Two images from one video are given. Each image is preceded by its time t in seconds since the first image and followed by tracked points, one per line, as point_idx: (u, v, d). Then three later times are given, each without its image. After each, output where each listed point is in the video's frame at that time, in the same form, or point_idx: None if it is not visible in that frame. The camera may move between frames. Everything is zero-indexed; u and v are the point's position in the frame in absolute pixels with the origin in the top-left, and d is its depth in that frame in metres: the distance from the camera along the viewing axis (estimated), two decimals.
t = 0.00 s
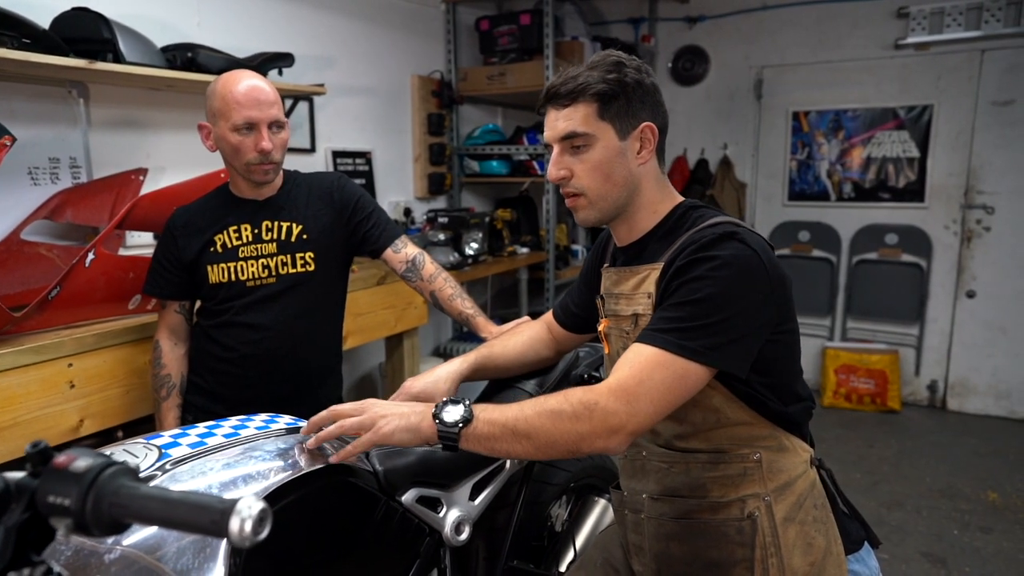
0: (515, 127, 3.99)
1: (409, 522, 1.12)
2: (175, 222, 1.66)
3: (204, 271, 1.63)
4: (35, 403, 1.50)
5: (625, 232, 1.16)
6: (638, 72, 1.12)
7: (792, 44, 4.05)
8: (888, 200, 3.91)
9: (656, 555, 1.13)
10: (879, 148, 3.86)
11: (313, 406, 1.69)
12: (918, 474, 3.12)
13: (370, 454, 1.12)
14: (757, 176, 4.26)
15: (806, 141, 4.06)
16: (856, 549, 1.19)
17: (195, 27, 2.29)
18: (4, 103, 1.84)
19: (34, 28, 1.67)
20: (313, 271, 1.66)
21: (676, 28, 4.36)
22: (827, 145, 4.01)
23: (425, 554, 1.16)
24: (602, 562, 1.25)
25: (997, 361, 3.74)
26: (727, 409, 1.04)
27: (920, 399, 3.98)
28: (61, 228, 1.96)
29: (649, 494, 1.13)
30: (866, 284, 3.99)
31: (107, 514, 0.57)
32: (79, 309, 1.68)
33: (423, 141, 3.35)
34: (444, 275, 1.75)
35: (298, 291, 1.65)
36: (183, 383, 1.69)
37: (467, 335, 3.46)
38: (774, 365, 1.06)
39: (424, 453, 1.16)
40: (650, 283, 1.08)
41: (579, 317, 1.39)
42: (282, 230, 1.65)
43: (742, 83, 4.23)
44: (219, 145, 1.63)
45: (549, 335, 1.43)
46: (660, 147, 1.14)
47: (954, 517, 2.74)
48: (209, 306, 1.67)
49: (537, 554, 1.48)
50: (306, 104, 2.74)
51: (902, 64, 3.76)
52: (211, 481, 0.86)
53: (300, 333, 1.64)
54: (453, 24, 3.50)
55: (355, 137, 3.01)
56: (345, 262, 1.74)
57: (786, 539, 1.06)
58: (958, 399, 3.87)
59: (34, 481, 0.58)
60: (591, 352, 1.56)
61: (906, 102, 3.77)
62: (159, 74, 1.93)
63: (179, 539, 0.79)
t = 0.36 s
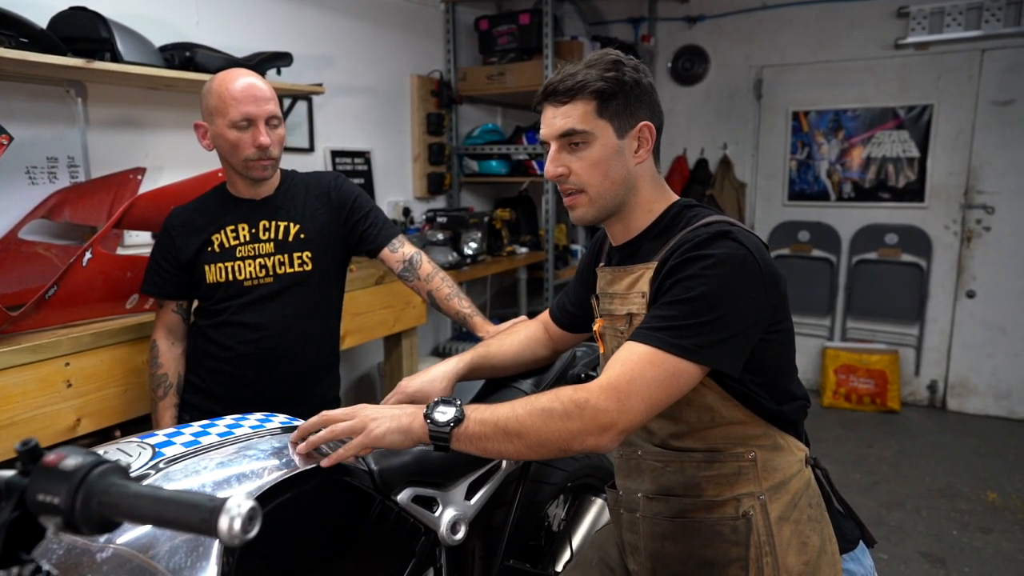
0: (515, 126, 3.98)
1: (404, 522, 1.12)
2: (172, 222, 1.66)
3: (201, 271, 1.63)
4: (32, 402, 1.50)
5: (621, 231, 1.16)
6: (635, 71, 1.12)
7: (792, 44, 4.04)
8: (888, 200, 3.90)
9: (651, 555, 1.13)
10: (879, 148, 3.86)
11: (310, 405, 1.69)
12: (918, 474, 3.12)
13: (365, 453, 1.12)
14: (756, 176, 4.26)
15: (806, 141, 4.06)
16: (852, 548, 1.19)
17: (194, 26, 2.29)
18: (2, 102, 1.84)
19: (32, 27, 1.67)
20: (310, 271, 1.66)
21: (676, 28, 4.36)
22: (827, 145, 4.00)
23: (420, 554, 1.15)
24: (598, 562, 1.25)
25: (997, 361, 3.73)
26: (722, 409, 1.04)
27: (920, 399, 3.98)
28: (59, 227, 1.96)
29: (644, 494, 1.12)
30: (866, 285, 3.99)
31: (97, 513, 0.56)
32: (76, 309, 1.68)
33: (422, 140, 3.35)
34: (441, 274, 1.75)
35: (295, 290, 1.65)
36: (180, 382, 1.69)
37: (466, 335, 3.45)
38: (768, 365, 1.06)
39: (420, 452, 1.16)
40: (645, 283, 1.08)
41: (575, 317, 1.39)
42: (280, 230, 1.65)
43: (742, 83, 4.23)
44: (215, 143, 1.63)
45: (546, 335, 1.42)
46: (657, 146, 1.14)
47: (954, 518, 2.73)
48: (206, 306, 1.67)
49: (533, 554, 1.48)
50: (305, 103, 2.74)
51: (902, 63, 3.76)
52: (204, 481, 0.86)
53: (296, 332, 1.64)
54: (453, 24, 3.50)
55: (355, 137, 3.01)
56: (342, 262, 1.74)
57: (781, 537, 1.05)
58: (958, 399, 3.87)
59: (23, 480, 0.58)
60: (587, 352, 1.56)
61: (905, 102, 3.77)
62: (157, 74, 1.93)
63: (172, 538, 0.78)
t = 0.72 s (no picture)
0: (515, 126, 3.98)
1: (400, 523, 1.12)
2: (170, 222, 1.66)
3: (199, 271, 1.63)
4: (29, 402, 1.49)
5: (620, 231, 1.15)
6: (635, 71, 1.11)
7: (791, 44, 4.04)
8: (889, 200, 3.90)
9: (648, 556, 1.13)
10: (880, 148, 3.85)
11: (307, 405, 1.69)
12: (918, 475, 3.11)
13: (361, 454, 1.11)
14: (757, 176, 4.25)
15: (807, 141, 4.05)
16: (848, 549, 1.19)
17: (193, 26, 2.29)
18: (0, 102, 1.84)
19: (30, 27, 1.67)
20: (308, 271, 1.66)
21: (677, 28, 4.36)
22: (827, 145, 3.99)
23: (416, 555, 1.15)
24: (595, 563, 1.24)
25: (997, 361, 3.73)
26: (720, 409, 1.03)
27: (920, 399, 3.97)
28: (58, 228, 1.93)
29: (641, 495, 1.12)
30: (867, 285, 3.98)
31: (88, 515, 0.56)
32: (74, 309, 1.68)
33: (422, 141, 3.35)
34: (439, 274, 1.75)
35: (293, 291, 1.65)
36: (177, 383, 1.69)
37: (466, 335, 3.45)
38: (766, 365, 1.05)
39: (416, 453, 1.16)
40: (642, 282, 1.07)
41: (573, 317, 1.39)
42: (277, 230, 1.65)
43: (742, 83, 4.22)
44: (212, 143, 1.62)
45: (544, 335, 1.42)
46: (656, 146, 1.14)
47: (953, 518, 2.73)
48: (204, 306, 1.67)
49: (531, 555, 1.47)
50: (304, 103, 2.73)
51: (902, 63, 3.75)
52: (198, 482, 0.85)
53: (294, 333, 1.64)
54: (453, 24, 3.50)
55: (354, 137, 3.01)
56: (340, 262, 1.74)
57: (778, 539, 1.05)
58: (959, 400, 3.86)
59: (13, 481, 0.58)
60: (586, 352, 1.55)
61: (906, 102, 3.76)
62: (155, 74, 1.93)
63: (166, 540, 0.78)
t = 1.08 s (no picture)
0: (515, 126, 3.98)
1: (396, 523, 1.12)
2: (167, 222, 1.66)
3: (196, 272, 1.63)
4: (27, 402, 1.50)
5: (614, 233, 1.16)
6: (629, 72, 1.11)
7: (792, 44, 4.03)
8: (890, 200, 3.89)
9: (643, 556, 1.13)
10: (881, 147, 3.85)
11: (304, 405, 1.69)
12: (918, 475, 3.10)
13: (357, 454, 1.11)
14: (757, 176, 4.24)
15: (807, 141, 4.05)
16: (844, 550, 1.18)
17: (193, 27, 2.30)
18: None
19: (29, 28, 1.68)
20: (305, 271, 1.66)
21: (677, 28, 4.35)
22: (827, 145, 3.99)
23: (412, 555, 1.15)
24: (591, 564, 1.24)
25: (998, 362, 3.72)
26: (713, 410, 1.03)
27: (921, 400, 3.97)
28: (55, 228, 1.94)
29: (637, 495, 1.12)
30: (867, 285, 3.98)
31: (77, 515, 0.56)
32: (72, 309, 1.68)
33: (422, 141, 3.35)
34: (437, 275, 1.75)
35: (290, 291, 1.65)
36: (175, 382, 1.69)
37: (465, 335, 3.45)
38: (760, 365, 1.05)
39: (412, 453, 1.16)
40: (635, 285, 1.08)
41: (570, 317, 1.39)
42: (275, 231, 1.65)
43: (743, 83, 4.22)
44: (208, 143, 1.63)
45: (540, 335, 1.42)
46: (651, 147, 1.14)
47: (954, 519, 2.72)
48: (202, 306, 1.67)
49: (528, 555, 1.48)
50: (304, 103, 2.74)
51: (902, 63, 3.74)
52: (192, 482, 0.85)
53: (291, 333, 1.64)
54: (452, 24, 3.50)
55: (354, 137, 3.01)
56: (337, 262, 1.74)
57: (774, 540, 1.05)
58: (959, 400, 3.85)
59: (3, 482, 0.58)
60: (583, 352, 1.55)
61: (906, 102, 3.76)
62: (154, 74, 1.93)
63: (159, 542, 0.78)
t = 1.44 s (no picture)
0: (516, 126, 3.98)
1: (394, 523, 1.12)
2: (168, 222, 1.66)
3: (197, 272, 1.63)
4: (28, 402, 1.50)
5: (613, 233, 1.15)
6: (634, 72, 1.11)
7: (793, 44, 4.03)
8: (892, 200, 3.88)
9: (641, 558, 1.13)
10: (882, 148, 3.84)
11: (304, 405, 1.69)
12: (920, 477, 3.09)
13: (356, 455, 1.11)
14: (759, 176, 4.24)
15: (809, 141, 4.04)
16: (843, 553, 1.18)
17: (194, 27, 2.30)
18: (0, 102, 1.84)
19: (30, 29, 1.68)
20: (305, 271, 1.66)
21: (678, 28, 4.35)
22: (829, 145, 3.98)
23: (410, 556, 1.15)
24: (589, 565, 1.24)
25: (1000, 363, 3.71)
26: (712, 411, 1.03)
27: (923, 400, 3.96)
28: (57, 228, 1.94)
29: (635, 496, 1.12)
30: (869, 285, 3.97)
31: (71, 516, 0.56)
32: (73, 310, 1.69)
33: (423, 141, 3.35)
34: (436, 275, 1.76)
35: (290, 292, 1.65)
36: (175, 383, 1.69)
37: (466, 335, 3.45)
38: (758, 367, 1.05)
39: (411, 454, 1.16)
40: (633, 285, 1.08)
41: (569, 318, 1.38)
42: (275, 231, 1.65)
43: (744, 83, 4.21)
44: (209, 143, 1.63)
45: (539, 336, 1.42)
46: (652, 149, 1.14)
47: (955, 520, 2.72)
48: (201, 306, 1.67)
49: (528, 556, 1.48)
50: (304, 104, 2.74)
51: (904, 63, 3.74)
52: (188, 483, 0.85)
53: (291, 333, 1.64)
54: (453, 25, 3.51)
55: (355, 137, 3.02)
56: (337, 263, 1.74)
57: (772, 543, 1.05)
58: (961, 401, 3.85)
59: None
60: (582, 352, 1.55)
61: (908, 102, 3.75)
62: (155, 75, 1.94)
63: (154, 543, 0.78)
